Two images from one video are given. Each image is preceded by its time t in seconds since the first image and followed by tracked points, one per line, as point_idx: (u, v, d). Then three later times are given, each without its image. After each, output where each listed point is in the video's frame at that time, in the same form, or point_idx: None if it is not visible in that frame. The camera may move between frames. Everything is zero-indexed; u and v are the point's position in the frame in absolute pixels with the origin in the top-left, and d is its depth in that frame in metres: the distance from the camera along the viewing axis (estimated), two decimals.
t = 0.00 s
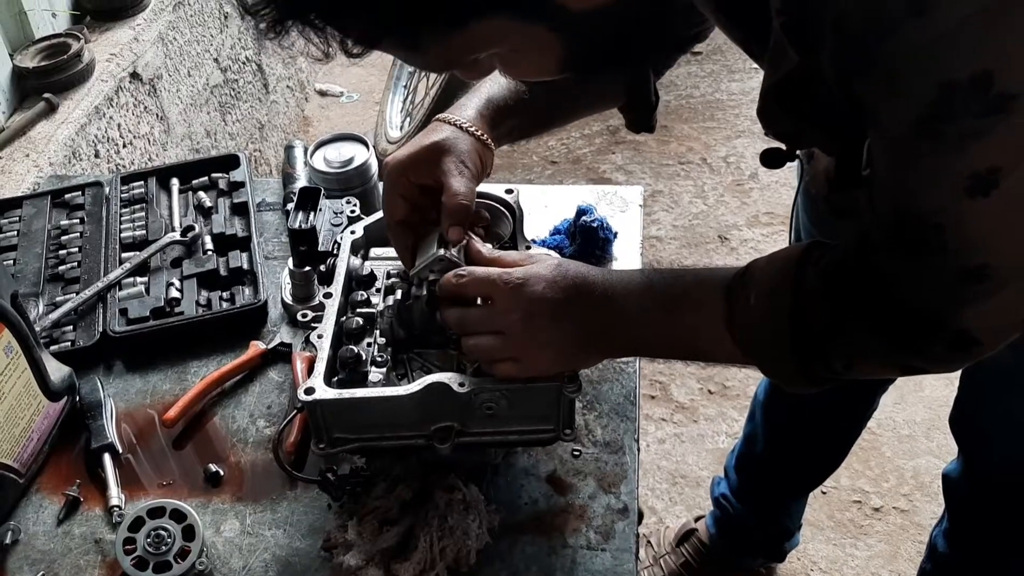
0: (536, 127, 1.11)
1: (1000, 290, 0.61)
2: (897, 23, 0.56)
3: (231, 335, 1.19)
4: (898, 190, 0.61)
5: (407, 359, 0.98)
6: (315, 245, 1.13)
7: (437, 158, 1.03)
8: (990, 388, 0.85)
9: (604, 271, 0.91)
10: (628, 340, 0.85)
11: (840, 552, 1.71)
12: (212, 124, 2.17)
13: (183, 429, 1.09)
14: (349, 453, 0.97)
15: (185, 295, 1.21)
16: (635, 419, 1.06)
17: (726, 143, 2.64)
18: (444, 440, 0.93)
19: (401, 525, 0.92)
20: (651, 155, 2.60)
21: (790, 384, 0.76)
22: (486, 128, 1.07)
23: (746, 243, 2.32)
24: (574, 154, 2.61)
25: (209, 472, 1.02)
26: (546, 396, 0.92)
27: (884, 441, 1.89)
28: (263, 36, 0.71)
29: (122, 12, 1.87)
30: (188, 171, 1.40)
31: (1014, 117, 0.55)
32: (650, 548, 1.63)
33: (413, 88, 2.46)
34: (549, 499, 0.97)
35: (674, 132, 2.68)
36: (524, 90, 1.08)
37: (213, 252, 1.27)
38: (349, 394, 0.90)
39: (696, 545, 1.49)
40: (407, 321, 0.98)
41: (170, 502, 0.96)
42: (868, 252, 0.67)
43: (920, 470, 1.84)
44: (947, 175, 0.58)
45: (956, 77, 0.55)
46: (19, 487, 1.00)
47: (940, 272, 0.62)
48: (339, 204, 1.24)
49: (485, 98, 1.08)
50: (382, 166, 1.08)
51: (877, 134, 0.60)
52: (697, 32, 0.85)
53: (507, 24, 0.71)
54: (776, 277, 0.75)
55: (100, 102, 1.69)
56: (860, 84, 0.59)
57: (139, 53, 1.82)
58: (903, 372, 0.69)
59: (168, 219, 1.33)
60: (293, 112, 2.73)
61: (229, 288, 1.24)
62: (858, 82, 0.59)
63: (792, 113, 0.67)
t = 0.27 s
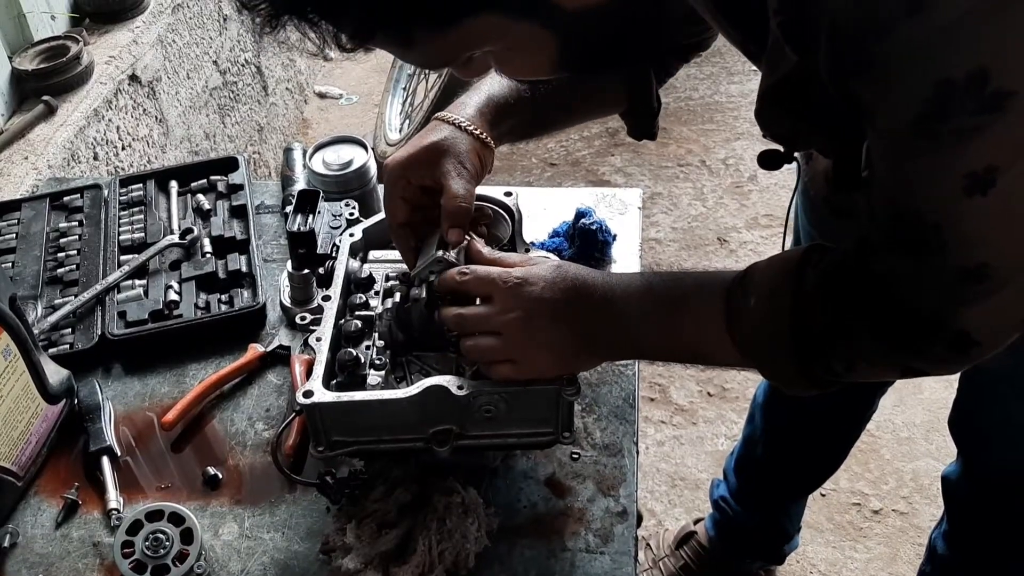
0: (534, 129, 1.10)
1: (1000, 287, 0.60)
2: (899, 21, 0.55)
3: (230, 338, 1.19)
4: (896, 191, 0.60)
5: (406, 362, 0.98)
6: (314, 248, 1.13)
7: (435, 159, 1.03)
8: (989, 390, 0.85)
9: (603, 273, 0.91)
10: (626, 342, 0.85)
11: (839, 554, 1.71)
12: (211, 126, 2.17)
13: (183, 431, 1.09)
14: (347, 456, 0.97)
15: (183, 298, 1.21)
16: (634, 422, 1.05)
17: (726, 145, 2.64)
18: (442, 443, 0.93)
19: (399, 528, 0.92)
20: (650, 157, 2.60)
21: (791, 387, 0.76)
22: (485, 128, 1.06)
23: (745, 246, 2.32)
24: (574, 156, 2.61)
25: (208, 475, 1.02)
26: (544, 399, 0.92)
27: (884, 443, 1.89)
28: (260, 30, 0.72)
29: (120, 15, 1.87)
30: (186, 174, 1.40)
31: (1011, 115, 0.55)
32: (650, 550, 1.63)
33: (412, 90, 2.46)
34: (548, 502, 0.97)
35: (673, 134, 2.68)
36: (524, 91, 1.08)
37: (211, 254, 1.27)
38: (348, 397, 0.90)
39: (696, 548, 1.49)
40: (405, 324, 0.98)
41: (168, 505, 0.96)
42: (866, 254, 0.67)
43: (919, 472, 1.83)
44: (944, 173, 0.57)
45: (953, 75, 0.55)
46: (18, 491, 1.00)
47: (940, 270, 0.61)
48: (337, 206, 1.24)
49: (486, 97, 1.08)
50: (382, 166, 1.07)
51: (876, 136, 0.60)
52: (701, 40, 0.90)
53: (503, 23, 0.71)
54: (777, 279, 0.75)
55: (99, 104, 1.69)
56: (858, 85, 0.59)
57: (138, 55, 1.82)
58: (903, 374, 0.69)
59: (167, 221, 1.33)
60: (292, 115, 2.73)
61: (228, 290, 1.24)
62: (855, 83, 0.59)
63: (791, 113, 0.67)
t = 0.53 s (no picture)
0: (536, 133, 1.10)
1: (998, 286, 0.60)
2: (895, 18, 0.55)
3: (228, 339, 1.19)
4: (894, 191, 0.60)
5: (405, 363, 0.98)
6: (312, 249, 1.13)
7: (435, 161, 1.02)
8: (989, 392, 0.85)
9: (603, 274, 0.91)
10: (625, 342, 0.85)
11: (838, 556, 1.71)
12: (210, 127, 2.17)
13: (181, 433, 1.08)
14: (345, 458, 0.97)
15: (182, 299, 1.21)
16: (633, 423, 1.05)
17: (725, 146, 2.64)
18: (440, 444, 0.93)
19: (397, 529, 0.91)
20: (649, 158, 2.61)
21: (791, 389, 0.76)
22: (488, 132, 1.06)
23: (744, 247, 2.32)
24: (573, 157, 2.61)
25: (206, 476, 1.02)
26: (543, 400, 0.92)
27: (883, 445, 1.89)
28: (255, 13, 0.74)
29: (119, 16, 1.86)
30: (185, 175, 1.40)
31: (1007, 111, 0.54)
32: (649, 551, 1.62)
33: (411, 92, 2.46)
34: (547, 504, 0.97)
35: (672, 136, 2.68)
36: (527, 94, 1.08)
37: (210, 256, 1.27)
38: (346, 399, 0.89)
39: (695, 549, 1.49)
40: (404, 325, 0.98)
41: (166, 506, 0.96)
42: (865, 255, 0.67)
43: (918, 473, 1.83)
44: (940, 170, 0.57)
45: (948, 71, 0.55)
46: (16, 492, 1.00)
47: (938, 269, 0.61)
48: (336, 208, 1.24)
49: (486, 101, 1.08)
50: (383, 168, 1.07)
51: (874, 136, 0.60)
52: (705, 42, 0.94)
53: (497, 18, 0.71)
54: (775, 280, 0.75)
55: (98, 106, 1.68)
56: (854, 85, 0.58)
57: (137, 56, 1.81)
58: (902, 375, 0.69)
59: (166, 223, 1.33)
60: (291, 116, 2.73)
61: (227, 292, 1.24)
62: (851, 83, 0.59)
63: (790, 110, 0.67)
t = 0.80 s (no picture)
0: (530, 135, 1.09)
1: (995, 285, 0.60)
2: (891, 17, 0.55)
3: (227, 340, 1.19)
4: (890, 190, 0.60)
5: (404, 364, 0.99)
6: (312, 250, 1.13)
7: (432, 159, 1.02)
8: (987, 392, 0.85)
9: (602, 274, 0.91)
10: (624, 342, 0.85)
11: (838, 556, 1.71)
12: (209, 128, 2.17)
13: (180, 434, 1.09)
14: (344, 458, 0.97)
15: (181, 300, 1.21)
16: (632, 424, 1.06)
17: (724, 147, 2.64)
18: (440, 445, 0.93)
19: (397, 530, 0.91)
20: (648, 159, 2.61)
21: (788, 389, 0.76)
22: (484, 129, 1.05)
23: (744, 248, 2.32)
24: (572, 158, 2.61)
25: (205, 477, 1.02)
26: (542, 401, 0.92)
27: (882, 445, 1.89)
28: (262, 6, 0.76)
29: (118, 18, 1.86)
30: (185, 176, 1.40)
31: (999, 104, 0.55)
32: (648, 552, 1.62)
33: (411, 93, 2.46)
34: (546, 504, 0.97)
35: (672, 137, 2.69)
36: (521, 95, 1.06)
37: (209, 256, 1.27)
38: (346, 399, 0.89)
39: (694, 550, 1.49)
40: (404, 326, 0.98)
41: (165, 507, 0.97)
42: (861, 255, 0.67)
43: (918, 474, 1.83)
44: (934, 164, 0.58)
45: (944, 70, 0.55)
46: (15, 493, 1.00)
47: (932, 263, 0.62)
48: (335, 209, 1.24)
49: (481, 102, 1.06)
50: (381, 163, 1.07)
51: (867, 135, 0.60)
52: (707, 49, 0.99)
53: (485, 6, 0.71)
54: (772, 280, 0.75)
55: (97, 107, 1.68)
56: (852, 85, 0.59)
57: (136, 58, 1.82)
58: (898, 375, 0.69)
59: (165, 224, 1.33)
60: (290, 117, 2.73)
61: (226, 293, 1.24)
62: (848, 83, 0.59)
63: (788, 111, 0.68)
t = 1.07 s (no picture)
0: (529, 137, 1.08)
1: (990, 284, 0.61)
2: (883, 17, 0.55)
3: (226, 341, 1.19)
4: (887, 191, 0.60)
5: (403, 365, 0.98)
6: (311, 251, 1.13)
7: (428, 163, 1.02)
8: (987, 393, 0.85)
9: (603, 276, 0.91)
10: (623, 342, 0.85)
11: (838, 557, 1.71)
12: (209, 129, 2.17)
13: (180, 434, 1.09)
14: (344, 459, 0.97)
15: (180, 301, 1.21)
16: (632, 425, 1.06)
17: (724, 148, 2.64)
18: (439, 446, 0.93)
19: (396, 531, 0.91)
20: (648, 160, 2.61)
21: (785, 389, 0.76)
22: (483, 133, 1.05)
23: (743, 249, 2.32)
24: (572, 159, 2.62)
25: (205, 478, 1.02)
26: (542, 402, 0.92)
27: (882, 446, 1.89)
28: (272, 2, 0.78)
29: (118, 19, 1.86)
30: (184, 177, 1.40)
31: (981, 103, 0.55)
32: (648, 553, 1.62)
33: (411, 94, 2.47)
34: (545, 505, 0.97)
35: (672, 138, 2.69)
36: (518, 96, 1.06)
37: (209, 257, 1.27)
38: (345, 400, 0.89)
39: (694, 551, 1.49)
40: (404, 327, 0.98)
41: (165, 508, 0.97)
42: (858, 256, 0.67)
43: (917, 475, 1.83)
44: (920, 163, 0.58)
45: (939, 71, 0.55)
46: (15, 494, 1.00)
47: (924, 264, 0.62)
48: (335, 209, 1.25)
49: (477, 106, 1.06)
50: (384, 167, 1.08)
51: (857, 137, 0.60)
52: (705, 50, 1.00)
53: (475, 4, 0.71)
54: (770, 281, 0.75)
55: (97, 108, 1.68)
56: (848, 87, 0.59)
57: (136, 59, 1.82)
58: (895, 376, 0.69)
59: (165, 225, 1.33)
60: (290, 118, 2.73)
61: (225, 293, 1.24)
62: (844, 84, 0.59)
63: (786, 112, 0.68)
